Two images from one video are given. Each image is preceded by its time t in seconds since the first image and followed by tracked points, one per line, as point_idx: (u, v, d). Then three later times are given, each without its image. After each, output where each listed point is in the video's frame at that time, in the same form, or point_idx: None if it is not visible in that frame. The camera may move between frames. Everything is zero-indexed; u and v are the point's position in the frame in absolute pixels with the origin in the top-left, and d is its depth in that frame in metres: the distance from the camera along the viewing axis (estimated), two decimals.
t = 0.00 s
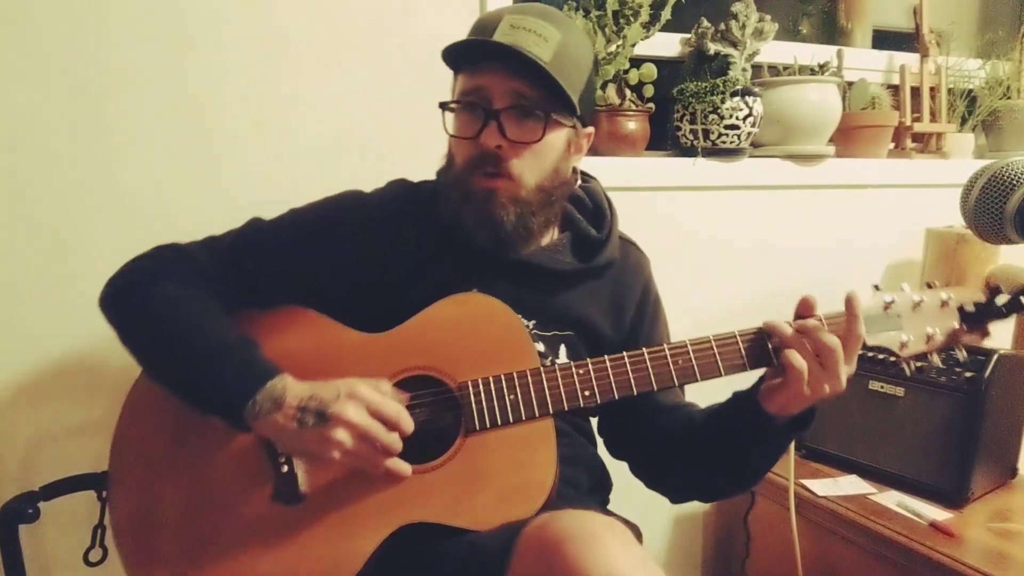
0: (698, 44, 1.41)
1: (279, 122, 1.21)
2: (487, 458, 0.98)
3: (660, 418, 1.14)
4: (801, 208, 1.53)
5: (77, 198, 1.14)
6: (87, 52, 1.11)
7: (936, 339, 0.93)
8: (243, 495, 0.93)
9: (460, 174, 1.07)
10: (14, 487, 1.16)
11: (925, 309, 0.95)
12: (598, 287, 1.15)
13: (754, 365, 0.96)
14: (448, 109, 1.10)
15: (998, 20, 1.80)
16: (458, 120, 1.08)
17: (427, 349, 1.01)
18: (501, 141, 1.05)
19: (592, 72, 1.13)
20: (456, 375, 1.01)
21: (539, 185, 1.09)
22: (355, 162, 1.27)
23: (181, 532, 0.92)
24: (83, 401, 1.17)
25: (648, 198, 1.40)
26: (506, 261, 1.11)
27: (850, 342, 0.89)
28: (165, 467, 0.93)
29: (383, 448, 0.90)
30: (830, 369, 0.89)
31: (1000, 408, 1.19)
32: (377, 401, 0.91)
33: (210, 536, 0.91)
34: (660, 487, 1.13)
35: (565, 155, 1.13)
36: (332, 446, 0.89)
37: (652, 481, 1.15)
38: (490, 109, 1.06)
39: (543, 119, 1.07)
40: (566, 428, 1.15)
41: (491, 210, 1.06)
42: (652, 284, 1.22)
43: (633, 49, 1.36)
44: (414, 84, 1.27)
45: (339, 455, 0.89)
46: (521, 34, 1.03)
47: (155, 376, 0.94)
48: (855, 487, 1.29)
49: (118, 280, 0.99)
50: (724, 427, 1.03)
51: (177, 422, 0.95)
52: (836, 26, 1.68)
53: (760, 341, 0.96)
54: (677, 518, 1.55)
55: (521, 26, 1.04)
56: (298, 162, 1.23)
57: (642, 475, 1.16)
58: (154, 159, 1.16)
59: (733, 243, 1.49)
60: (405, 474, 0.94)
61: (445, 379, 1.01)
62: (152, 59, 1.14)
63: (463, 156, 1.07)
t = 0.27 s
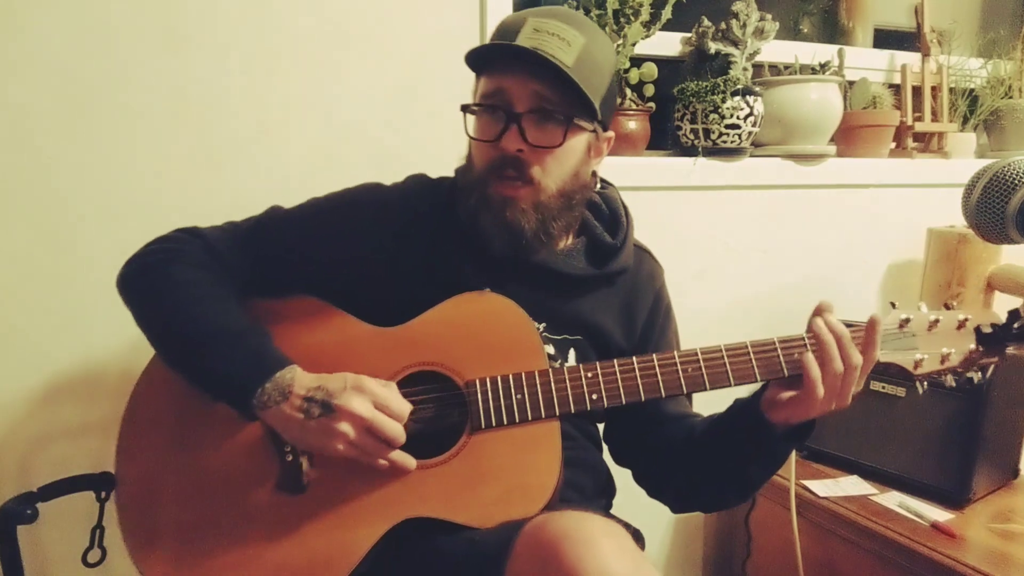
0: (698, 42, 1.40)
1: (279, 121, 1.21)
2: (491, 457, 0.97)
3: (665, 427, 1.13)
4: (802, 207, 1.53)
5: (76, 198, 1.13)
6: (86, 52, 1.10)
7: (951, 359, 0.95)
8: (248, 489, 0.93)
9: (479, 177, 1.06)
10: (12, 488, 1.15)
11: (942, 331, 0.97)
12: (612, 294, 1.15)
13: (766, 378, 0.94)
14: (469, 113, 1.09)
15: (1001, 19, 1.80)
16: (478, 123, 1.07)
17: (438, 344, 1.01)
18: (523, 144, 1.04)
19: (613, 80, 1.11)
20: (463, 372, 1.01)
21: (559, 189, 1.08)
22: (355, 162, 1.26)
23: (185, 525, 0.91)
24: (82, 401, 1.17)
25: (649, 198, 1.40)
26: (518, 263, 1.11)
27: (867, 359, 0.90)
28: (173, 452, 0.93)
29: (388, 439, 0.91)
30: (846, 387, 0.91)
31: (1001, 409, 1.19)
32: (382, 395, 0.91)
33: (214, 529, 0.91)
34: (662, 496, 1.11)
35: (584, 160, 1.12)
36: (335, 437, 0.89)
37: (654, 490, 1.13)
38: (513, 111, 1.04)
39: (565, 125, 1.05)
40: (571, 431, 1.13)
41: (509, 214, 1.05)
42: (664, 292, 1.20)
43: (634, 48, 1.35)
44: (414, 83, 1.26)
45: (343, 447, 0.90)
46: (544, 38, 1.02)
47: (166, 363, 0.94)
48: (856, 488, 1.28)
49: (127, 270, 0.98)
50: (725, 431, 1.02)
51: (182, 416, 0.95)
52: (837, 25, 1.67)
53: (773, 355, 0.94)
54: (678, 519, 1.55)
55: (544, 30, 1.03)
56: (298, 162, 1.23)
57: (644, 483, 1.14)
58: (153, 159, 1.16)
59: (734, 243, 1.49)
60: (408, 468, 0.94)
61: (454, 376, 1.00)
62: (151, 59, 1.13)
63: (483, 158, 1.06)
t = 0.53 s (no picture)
0: (699, 42, 1.40)
1: (278, 121, 1.20)
2: (495, 460, 0.97)
3: (669, 429, 1.12)
4: (803, 207, 1.52)
5: (74, 199, 1.13)
6: (83, 52, 1.10)
7: (956, 365, 0.96)
8: (252, 487, 0.92)
9: (490, 184, 1.06)
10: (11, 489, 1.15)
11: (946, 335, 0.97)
12: (617, 297, 1.15)
13: (769, 382, 0.97)
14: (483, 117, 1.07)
15: (1003, 18, 1.79)
16: (493, 130, 1.06)
17: (444, 347, 1.01)
18: (537, 155, 1.03)
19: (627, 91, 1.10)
20: (469, 374, 1.00)
21: (570, 199, 1.08)
22: (355, 162, 1.26)
23: (188, 524, 0.90)
24: (80, 402, 1.17)
25: (649, 197, 1.39)
26: (525, 265, 1.11)
27: (871, 365, 0.91)
28: (177, 450, 0.92)
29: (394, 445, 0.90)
30: (850, 391, 0.91)
31: (1003, 409, 1.18)
32: (388, 400, 0.90)
33: (217, 528, 0.90)
34: (665, 500, 1.11)
35: (596, 169, 1.11)
36: (340, 443, 0.88)
37: (656, 493, 1.13)
38: (528, 121, 1.03)
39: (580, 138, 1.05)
40: (577, 434, 1.13)
41: (519, 220, 1.04)
42: (668, 296, 1.21)
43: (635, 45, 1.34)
44: (413, 83, 1.26)
45: (348, 453, 0.89)
46: (562, 48, 1.01)
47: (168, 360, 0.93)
48: (857, 489, 1.28)
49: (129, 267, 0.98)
50: (730, 437, 1.02)
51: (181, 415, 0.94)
52: (838, 23, 1.67)
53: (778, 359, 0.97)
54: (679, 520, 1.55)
55: (563, 39, 1.02)
56: (297, 162, 1.23)
57: (648, 486, 1.14)
58: (152, 159, 1.15)
59: (735, 243, 1.48)
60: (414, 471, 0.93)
61: (460, 378, 1.00)
62: (150, 59, 1.13)
63: (495, 166, 1.05)
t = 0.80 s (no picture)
0: (700, 41, 1.39)
1: (277, 121, 1.20)
2: (498, 456, 0.97)
3: (666, 423, 1.13)
4: (805, 206, 1.52)
5: (72, 199, 1.12)
6: (82, 51, 1.09)
7: (951, 346, 0.98)
8: (255, 489, 0.92)
9: (489, 174, 1.06)
10: (9, 490, 1.15)
11: (941, 320, 0.99)
12: (613, 292, 1.15)
13: (767, 372, 0.97)
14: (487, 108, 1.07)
15: (1004, 17, 1.79)
16: (495, 119, 1.05)
17: (446, 343, 1.01)
18: (537, 149, 1.03)
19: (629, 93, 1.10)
20: (471, 372, 1.00)
21: (566, 194, 1.08)
22: (355, 162, 1.25)
23: (191, 527, 0.90)
24: (81, 402, 1.16)
25: (650, 197, 1.39)
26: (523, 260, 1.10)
27: (869, 351, 0.92)
28: (178, 458, 0.92)
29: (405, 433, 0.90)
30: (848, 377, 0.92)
31: (1004, 409, 1.18)
32: (398, 386, 0.90)
33: (220, 530, 0.90)
34: (664, 492, 1.12)
35: (594, 166, 1.11)
36: (354, 430, 0.88)
37: (654, 485, 1.14)
38: (531, 115, 1.03)
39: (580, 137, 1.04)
40: (581, 431, 1.14)
41: (517, 213, 1.04)
42: (663, 290, 1.22)
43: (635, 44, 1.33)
44: (414, 82, 1.26)
45: (361, 441, 0.89)
46: (570, 45, 1.01)
47: (167, 363, 0.92)
48: (858, 489, 1.27)
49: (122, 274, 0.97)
50: (731, 430, 1.03)
51: (179, 422, 0.93)
52: (839, 23, 1.66)
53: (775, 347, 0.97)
54: (680, 521, 1.54)
55: (570, 34, 1.02)
56: (297, 162, 1.22)
57: (645, 478, 1.15)
58: (150, 159, 1.15)
59: (735, 243, 1.48)
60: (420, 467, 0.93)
61: (462, 374, 1.00)
62: (148, 59, 1.12)
63: (495, 157, 1.05)
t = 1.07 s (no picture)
0: (700, 40, 1.39)
1: (276, 121, 1.19)
2: (498, 458, 0.97)
3: (655, 416, 1.13)
4: (805, 206, 1.51)
5: (71, 199, 1.12)
6: (80, 50, 1.09)
7: (924, 317, 0.99)
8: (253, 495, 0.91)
9: (478, 171, 1.04)
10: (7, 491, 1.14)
11: (911, 291, 0.99)
12: (598, 289, 1.15)
13: (755, 352, 0.98)
14: (483, 103, 1.06)
15: (1006, 16, 1.78)
16: (490, 116, 1.04)
17: (437, 354, 1.00)
18: (530, 154, 1.02)
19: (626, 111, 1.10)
20: (465, 376, 1.00)
21: (551, 201, 1.08)
22: (354, 162, 1.25)
23: (189, 537, 0.89)
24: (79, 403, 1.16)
25: (650, 197, 1.39)
26: (509, 262, 1.10)
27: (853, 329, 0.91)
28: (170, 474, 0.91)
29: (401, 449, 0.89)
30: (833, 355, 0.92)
31: (1006, 410, 1.18)
32: (392, 404, 0.89)
33: (220, 540, 0.89)
34: (659, 484, 1.12)
35: (581, 178, 1.11)
36: (352, 450, 0.87)
37: (648, 478, 1.14)
38: (529, 118, 1.01)
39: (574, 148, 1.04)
40: (578, 429, 1.14)
41: (502, 217, 1.04)
42: (645, 284, 1.23)
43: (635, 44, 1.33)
44: (413, 82, 1.25)
45: (361, 460, 0.87)
46: (577, 55, 1.00)
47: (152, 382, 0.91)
48: (859, 489, 1.27)
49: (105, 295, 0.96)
50: (723, 419, 1.04)
51: (168, 439, 0.92)
52: (840, 22, 1.66)
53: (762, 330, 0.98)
54: (680, 522, 1.53)
55: (579, 45, 1.02)
56: (296, 162, 1.22)
57: (638, 471, 1.15)
58: (150, 159, 1.14)
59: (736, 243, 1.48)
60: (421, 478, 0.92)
61: (456, 382, 0.99)
62: (147, 59, 1.12)
63: (485, 153, 1.04)
